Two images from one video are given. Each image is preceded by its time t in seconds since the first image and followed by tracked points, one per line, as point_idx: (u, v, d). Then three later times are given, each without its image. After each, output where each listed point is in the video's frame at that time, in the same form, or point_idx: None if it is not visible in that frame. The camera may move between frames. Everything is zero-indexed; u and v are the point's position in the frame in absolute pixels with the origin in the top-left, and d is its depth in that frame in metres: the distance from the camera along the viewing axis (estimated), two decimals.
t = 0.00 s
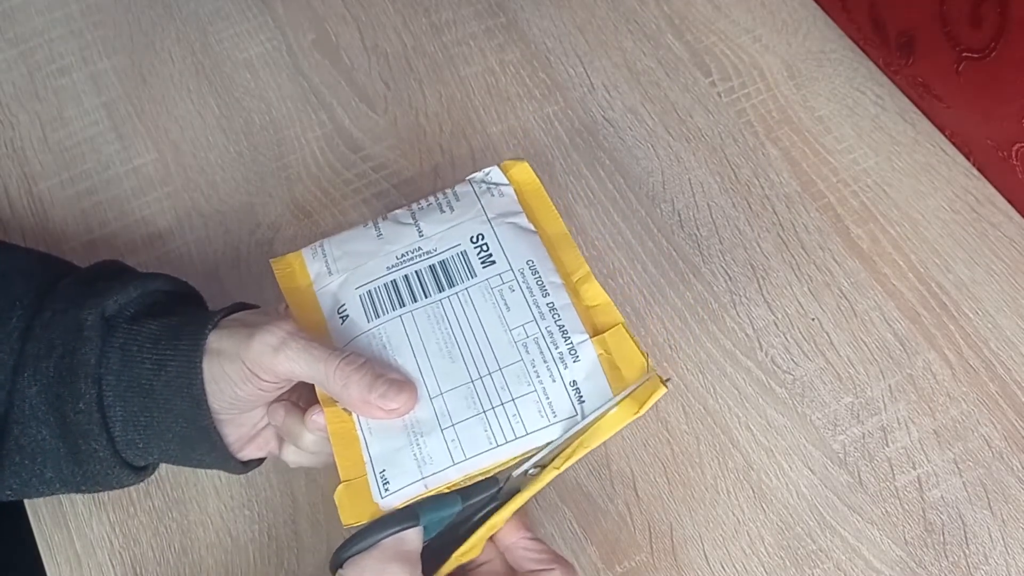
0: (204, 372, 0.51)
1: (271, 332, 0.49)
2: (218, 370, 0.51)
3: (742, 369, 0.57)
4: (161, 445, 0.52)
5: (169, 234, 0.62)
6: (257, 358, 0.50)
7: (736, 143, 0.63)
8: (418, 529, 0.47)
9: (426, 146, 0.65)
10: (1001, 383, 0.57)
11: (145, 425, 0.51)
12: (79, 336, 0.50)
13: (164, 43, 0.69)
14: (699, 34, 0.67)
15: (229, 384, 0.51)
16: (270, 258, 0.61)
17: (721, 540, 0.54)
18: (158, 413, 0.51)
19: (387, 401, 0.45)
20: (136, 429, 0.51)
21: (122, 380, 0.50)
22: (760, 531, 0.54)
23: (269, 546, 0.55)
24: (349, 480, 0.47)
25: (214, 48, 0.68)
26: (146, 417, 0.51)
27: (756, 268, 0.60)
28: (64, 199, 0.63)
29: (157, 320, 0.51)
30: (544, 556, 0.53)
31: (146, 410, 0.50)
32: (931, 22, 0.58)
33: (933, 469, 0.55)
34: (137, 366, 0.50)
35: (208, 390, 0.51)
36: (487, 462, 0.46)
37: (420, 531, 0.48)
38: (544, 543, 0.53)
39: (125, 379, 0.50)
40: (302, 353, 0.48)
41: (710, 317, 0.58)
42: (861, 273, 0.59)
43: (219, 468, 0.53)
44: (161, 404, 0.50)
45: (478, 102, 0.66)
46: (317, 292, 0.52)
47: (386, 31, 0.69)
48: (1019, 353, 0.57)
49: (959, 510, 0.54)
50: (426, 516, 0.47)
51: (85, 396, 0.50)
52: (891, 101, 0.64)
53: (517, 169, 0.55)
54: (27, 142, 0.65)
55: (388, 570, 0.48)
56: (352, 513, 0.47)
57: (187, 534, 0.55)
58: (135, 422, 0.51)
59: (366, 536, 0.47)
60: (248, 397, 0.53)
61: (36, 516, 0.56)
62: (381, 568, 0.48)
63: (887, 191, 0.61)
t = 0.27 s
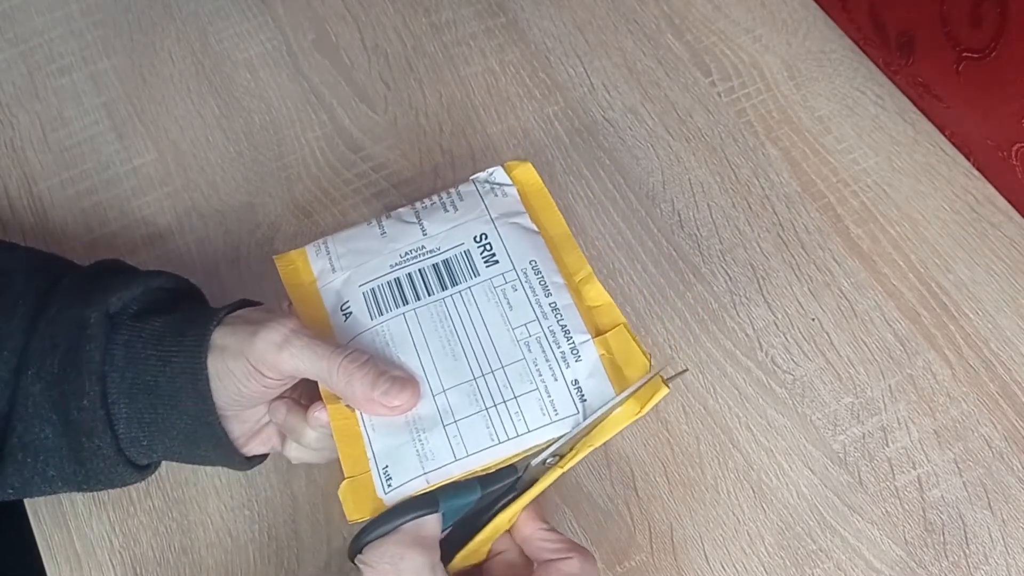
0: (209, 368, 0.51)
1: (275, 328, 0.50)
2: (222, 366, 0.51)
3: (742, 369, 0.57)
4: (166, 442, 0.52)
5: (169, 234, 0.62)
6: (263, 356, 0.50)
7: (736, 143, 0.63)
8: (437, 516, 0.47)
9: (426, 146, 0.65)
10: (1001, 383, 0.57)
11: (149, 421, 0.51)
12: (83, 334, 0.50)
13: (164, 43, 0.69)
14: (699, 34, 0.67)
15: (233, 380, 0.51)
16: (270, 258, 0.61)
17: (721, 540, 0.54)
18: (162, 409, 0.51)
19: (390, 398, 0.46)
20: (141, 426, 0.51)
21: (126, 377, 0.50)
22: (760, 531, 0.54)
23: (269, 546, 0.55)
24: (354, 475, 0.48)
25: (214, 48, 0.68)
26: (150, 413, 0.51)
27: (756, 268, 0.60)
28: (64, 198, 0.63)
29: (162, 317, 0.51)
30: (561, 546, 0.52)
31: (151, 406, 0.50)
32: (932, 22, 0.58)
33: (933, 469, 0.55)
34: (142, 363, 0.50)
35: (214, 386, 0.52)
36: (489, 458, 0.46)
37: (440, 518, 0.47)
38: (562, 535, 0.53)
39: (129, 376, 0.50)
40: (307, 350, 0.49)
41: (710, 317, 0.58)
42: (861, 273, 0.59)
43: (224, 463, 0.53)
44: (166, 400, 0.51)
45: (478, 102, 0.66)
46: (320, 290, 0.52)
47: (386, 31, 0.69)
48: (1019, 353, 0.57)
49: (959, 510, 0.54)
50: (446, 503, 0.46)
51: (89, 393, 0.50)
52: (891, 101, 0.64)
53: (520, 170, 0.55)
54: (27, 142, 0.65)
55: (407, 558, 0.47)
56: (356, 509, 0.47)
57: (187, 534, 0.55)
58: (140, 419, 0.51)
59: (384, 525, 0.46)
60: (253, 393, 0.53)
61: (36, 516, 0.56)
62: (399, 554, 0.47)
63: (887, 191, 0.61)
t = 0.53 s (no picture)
0: (213, 356, 0.51)
1: (276, 319, 0.50)
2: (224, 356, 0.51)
3: (742, 369, 0.57)
4: (170, 431, 0.52)
5: (169, 234, 0.62)
6: (263, 347, 0.50)
7: (736, 143, 0.63)
8: (448, 508, 0.49)
9: (426, 146, 0.65)
10: (1002, 382, 0.57)
11: (153, 411, 0.51)
12: (87, 324, 0.50)
13: (164, 43, 0.69)
14: (699, 34, 0.67)
15: (234, 369, 0.52)
16: (270, 258, 0.61)
17: (721, 540, 0.54)
18: (167, 399, 0.51)
19: (388, 391, 0.46)
20: (146, 416, 0.51)
21: (130, 366, 0.50)
22: (760, 531, 0.54)
23: (269, 545, 0.55)
24: (352, 468, 0.49)
25: (214, 48, 0.68)
26: (154, 403, 0.51)
27: (756, 268, 0.60)
28: (64, 198, 0.63)
29: (165, 307, 0.52)
30: (574, 537, 0.53)
31: (155, 396, 0.51)
32: (931, 22, 0.58)
33: (933, 469, 0.55)
34: (146, 352, 0.50)
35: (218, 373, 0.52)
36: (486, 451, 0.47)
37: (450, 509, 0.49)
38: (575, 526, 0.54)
39: (133, 365, 0.50)
40: (308, 343, 0.49)
41: (710, 318, 0.58)
42: (861, 273, 0.59)
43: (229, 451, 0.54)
44: (171, 389, 0.51)
45: (478, 102, 0.66)
46: (320, 281, 0.53)
47: (386, 31, 0.69)
48: (1019, 353, 0.57)
49: (959, 509, 0.54)
50: (456, 495, 0.47)
51: (93, 382, 0.50)
52: (891, 101, 0.64)
53: (521, 160, 0.56)
54: (27, 142, 0.65)
55: (419, 549, 0.48)
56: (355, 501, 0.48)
57: (186, 534, 0.55)
58: (144, 409, 0.51)
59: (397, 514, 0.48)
60: (253, 381, 0.53)
61: (36, 516, 0.56)
62: (411, 546, 0.48)
63: (887, 191, 0.61)
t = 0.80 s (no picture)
0: (212, 354, 0.51)
1: (272, 316, 0.50)
2: (222, 354, 0.51)
3: (742, 369, 0.57)
4: (170, 428, 0.52)
5: (168, 233, 0.62)
6: (259, 343, 0.50)
7: (737, 143, 0.63)
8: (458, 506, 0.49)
9: (426, 146, 0.64)
10: (1003, 383, 0.56)
11: (153, 408, 0.51)
12: (87, 321, 0.50)
13: (163, 42, 0.68)
14: (699, 34, 0.66)
15: (233, 367, 0.52)
16: (270, 258, 0.61)
17: (722, 541, 0.54)
18: (166, 396, 0.51)
19: (382, 391, 0.47)
20: (145, 413, 0.51)
21: (130, 363, 0.51)
22: (761, 531, 0.54)
23: (268, 546, 0.54)
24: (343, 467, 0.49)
25: (214, 47, 0.68)
26: (154, 400, 0.51)
27: (757, 268, 0.59)
28: (63, 197, 0.63)
29: (164, 304, 0.52)
30: (589, 535, 0.53)
31: (155, 393, 0.51)
32: (933, 21, 0.58)
33: (935, 469, 0.55)
34: (146, 349, 0.51)
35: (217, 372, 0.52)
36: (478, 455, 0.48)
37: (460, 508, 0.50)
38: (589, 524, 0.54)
39: (133, 362, 0.51)
40: (305, 341, 0.49)
41: (710, 317, 0.58)
42: (862, 273, 0.59)
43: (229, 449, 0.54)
44: (170, 385, 0.51)
45: (478, 101, 0.66)
46: (320, 277, 0.54)
47: (386, 30, 0.69)
48: (1020, 353, 0.57)
49: (960, 510, 0.54)
50: (466, 492, 0.49)
51: (92, 380, 0.50)
52: (892, 100, 0.64)
53: (523, 159, 0.56)
54: (26, 141, 0.65)
55: (430, 547, 0.48)
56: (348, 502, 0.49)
57: (186, 534, 0.55)
58: (144, 406, 0.51)
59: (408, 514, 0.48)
60: (253, 380, 0.53)
61: (34, 516, 0.55)
62: (422, 545, 0.48)
63: (888, 191, 0.61)
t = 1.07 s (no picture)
0: (219, 360, 0.52)
1: (281, 320, 0.51)
2: (231, 359, 0.52)
3: (742, 369, 0.57)
4: (174, 435, 0.53)
5: (169, 233, 0.62)
6: (268, 347, 0.51)
7: (737, 143, 0.63)
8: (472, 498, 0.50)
9: (426, 146, 0.64)
10: (1002, 382, 0.57)
11: (157, 415, 0.52)
12: (91, 328, 0.51)
13: (164, 42, 0.69)
14: (699, 34, 0.67)
15: (239, 372, 0.53)
16: (270, 258, 0.61)
17: (721, 540, 0.54)
18: (171, 402, 0.52)
19: (394, 388, 0.48)
20: (149, 419, 0.52)
21: (134, 370, 0.51)
22: (760, 531, 0.54)
23: (269, 546, 0.54)
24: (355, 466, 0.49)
25: (214, 48, 0.68)
26: (158, 406, 0.52)
27: (756, 268, 0.60)
28: (64, 198, 0.63)
29: (169, 311, 0.52)
30: (584, 526, 0.54)
31: (159, 400, 0.51)
32: (932, 21, 0.58)
33: (933, 469, 0.55)
34: (150, 356, 0.51)
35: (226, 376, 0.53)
36: (491, 450, 0.48)
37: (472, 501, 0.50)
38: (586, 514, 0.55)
39: (137, 369, 0.51)
40: (313, 342, 0.50)
41: (710, 317, 0.58)
42: (862, 273, 0.59)
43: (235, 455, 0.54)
44: (175, 392, 0.52)
45: (478, 102, 0.66)
46: (328, 279, 0.54)
47: (386, 30, 0.69)
48: (1019, 353, 0.57)
49: (959, 510, 0.54)
50: (479, 484, 0.49)
51: (97, 386, 0.51)
52: (892, 100, 0.64)
53: (528, 162, 0.57)
54: (26, 141, 0.65)
55: (441, 538, 0.49)
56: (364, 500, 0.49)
57: (186, 534, 0.55)
58: (148, 413, 0.52)
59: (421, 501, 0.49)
60: (259, 384, 0.54)
61: (35, 516, 0.56)
62: (433, 535, 0.49)
63: (888, 191, 0.61)
